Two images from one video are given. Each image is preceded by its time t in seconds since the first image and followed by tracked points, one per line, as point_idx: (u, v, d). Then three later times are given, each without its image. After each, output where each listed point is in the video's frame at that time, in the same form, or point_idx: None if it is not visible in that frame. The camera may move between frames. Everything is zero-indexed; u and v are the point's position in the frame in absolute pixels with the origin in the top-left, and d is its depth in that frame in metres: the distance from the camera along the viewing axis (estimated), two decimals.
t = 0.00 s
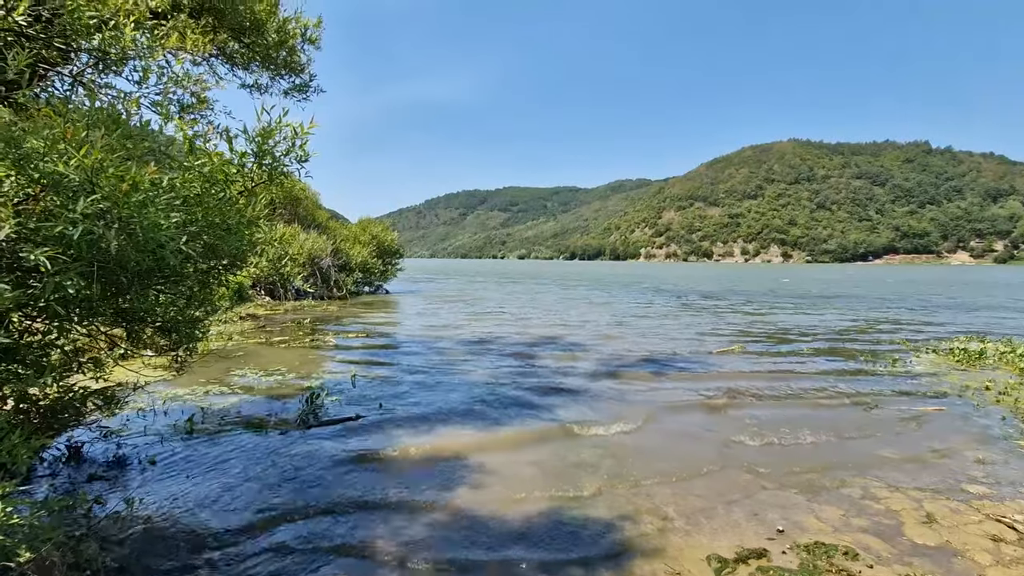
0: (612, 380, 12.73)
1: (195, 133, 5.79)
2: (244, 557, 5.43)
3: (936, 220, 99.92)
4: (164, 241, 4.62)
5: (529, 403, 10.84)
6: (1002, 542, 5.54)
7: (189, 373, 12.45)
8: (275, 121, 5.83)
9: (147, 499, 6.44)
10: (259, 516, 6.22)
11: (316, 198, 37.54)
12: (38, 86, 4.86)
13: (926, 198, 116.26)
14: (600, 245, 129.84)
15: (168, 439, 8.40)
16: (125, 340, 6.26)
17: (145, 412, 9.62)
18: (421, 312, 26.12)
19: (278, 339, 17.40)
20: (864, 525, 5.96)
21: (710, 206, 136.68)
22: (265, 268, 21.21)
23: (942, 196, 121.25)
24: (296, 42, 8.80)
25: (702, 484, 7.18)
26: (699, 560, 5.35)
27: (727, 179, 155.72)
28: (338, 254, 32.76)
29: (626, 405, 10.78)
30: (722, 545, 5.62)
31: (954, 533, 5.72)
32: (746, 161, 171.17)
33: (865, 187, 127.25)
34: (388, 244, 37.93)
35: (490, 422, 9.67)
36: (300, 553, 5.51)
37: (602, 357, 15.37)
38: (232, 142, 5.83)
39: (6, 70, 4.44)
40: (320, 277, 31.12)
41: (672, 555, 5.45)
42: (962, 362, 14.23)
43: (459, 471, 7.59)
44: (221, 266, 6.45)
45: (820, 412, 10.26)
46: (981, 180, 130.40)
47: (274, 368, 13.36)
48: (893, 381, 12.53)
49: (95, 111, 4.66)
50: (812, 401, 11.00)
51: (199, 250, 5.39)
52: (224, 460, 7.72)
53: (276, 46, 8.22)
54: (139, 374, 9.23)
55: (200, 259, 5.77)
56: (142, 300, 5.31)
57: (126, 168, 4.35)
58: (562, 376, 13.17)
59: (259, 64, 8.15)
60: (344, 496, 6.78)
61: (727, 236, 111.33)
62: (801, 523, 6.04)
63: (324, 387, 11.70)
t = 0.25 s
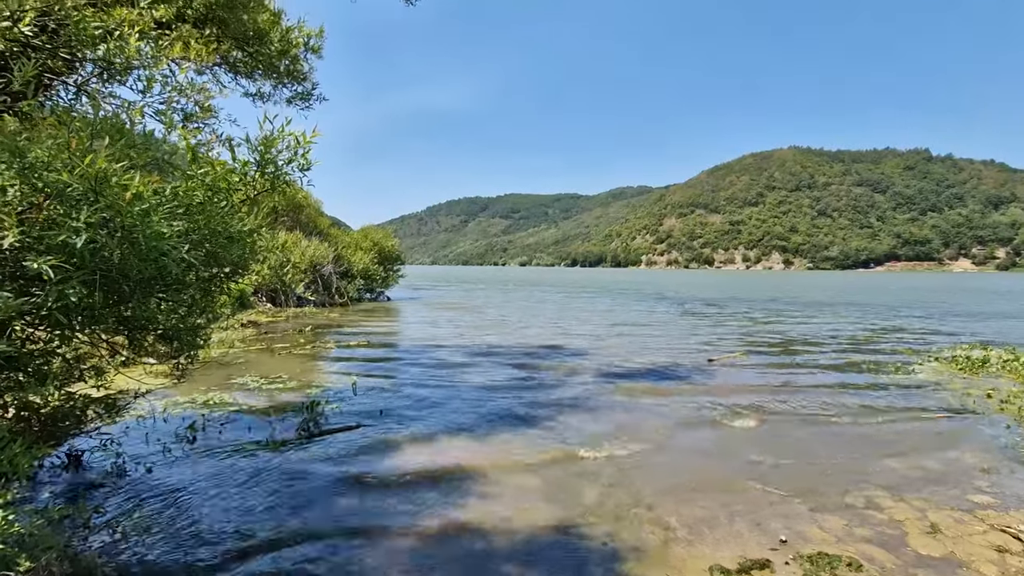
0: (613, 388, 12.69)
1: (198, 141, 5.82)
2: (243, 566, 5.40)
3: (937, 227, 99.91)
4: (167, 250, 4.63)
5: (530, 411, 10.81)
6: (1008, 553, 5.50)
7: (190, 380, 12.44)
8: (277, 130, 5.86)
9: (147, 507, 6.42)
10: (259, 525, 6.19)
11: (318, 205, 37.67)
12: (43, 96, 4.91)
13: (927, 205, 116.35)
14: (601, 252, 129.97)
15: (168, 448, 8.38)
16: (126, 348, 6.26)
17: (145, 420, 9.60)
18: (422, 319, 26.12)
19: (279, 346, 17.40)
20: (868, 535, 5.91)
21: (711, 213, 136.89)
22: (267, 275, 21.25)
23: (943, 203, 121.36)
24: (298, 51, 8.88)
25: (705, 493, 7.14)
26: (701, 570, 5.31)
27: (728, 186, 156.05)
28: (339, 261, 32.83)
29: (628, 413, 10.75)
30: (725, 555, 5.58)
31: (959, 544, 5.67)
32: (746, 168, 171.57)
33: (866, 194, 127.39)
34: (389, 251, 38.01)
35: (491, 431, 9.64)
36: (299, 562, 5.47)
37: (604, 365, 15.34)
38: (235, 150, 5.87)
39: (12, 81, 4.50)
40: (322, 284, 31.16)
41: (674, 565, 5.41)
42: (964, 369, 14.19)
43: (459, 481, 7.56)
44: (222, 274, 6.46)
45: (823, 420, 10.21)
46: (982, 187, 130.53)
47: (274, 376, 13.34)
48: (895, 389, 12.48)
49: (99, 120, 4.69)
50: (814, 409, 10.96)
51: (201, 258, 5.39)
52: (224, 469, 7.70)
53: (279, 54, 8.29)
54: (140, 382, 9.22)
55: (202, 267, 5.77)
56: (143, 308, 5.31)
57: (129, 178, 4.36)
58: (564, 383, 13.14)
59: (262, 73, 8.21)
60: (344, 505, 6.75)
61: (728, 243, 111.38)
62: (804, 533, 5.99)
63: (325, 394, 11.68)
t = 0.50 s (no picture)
0: (614, 393, 12.68)
1: (200, 147, 5.84)
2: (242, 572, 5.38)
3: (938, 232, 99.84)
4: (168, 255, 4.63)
5: (532, 416, 10.80)
6: (1011, 560, 5.46)
7: (191, 385, 12.44)
8: (280, 135, 5.88)
9: (146, 514, 6.39)
10: (258, 531, 6.17)
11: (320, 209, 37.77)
12: (47, 102, 4.94)
13: (928, 210, 116.43)
14: (602, 256, 130.17)
15: (169, 452, 8.38)
16: (126, 354, 6.26)
17: (146, 425, 9.61)
18: (423, 323, 26.11)
19: (280, 350, 17.41)
20: (870, 542, 5.88)
21: (712, 218, 137.00)
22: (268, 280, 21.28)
23: (944, 208, 121.36)
24: (301, 57, 8.92)
25: (706, 499, 7.11)
26: None
27: (729, 191, 156.20)
28: (341, 265, 32.90)
29: (629, 418, 10.73)
30: (726, 562, 5.56)
31: (962, 551, 5.64)
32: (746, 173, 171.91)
33: (867, 199, 127.41)
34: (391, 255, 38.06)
35: (492, 436, 9.62)
36: (299, 567, 5.45)
37: (605, 370, 15.31)
38: (237, 156, 5.88)
39: (16, 87, 4.54)
40: (323, 288, 31.22)
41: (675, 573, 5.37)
42: (966, 375, 14.16)
43: (460, 487, 7.53)
44: (225, 278, 6.47)
45: (825, 426, 10.18)
46: (983, 193, 130.55)
47: (275, 380, 13.34)
48: (897, 395, 12.44)
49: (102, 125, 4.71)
50: (816, 414, 10.92)
51: (202, 263, 5.40)
52: (224, 474, 7.68)
53: (282, 60, 8.35)
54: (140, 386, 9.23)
55: (203, 271, 5.78)
56: (145, 312, 5.31)
57: (130, 183, 4.37)
58: (565, 388, 13.12)
59: (265, 78, 8.25)
60: (345, 513, 6.70)
61: (729, 248, 111.51)
62: (806, 540, 5.97)
63: (325, 399, 11.68)
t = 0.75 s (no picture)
0: (616, 400, 12.66)
1: (204, 154, 5.88)
2: None
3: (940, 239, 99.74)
4: (171, 262, 4.66)
5: (533, 423, 10.78)
6: (1015, 570, 5.43)
7: (192, 391, 12.44)
8: (283, 143, 5.92)
9: (147, 520, 6.39)
10: (259, 538, 6.16)
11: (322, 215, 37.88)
12: (53, 110, 4.98)
13: (930, 217, 116.39)
14: (603, 262, 130.21)
15: (170, 458, 8.38)
16: (129, 360, 6.28)
17: (147, 430, 9.61)
18: (425, 329, 26.13)
19: (281, 356, 17.41)
20: (873, 551, 5.85)
21: (713, 224, 137.03)
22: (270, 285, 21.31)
23: (946, 214, 121.30)
24: (305, 65, 8.98)
25: (708, 507, 7.08)
26: None
27: (730, 196, 156.30)
28: (342, 270, 32.96)
29: (630, 425, 10.71)
30: (728, 570, 5.53)
31: (966, 560, 5.61)
32: (748, 179, 172.11)
33: (869, 205, 127.39)
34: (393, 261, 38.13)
35: (493, 443, 9.60)
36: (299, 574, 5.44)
37: (606, 376, 15.29)
38: (241, 163, 5.92)
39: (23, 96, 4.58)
40: (325, 293, 31.27)
41: None
42: (969, 382, 14.13)
43: (460, 494, 7.52)
44: (227, 285, 6.50)
45: (827, 433, 10.15)
46: (985, 199, 130.49)
47: (277, 386, 13.35)
48: (900, 402, 12.40)
49: (107, 133, 4.75)
50: (818, 422, 10.90)
51: (204, 269, 5.43)
52: (225, 481, 7.68)
53: (286, 68, 8.40)
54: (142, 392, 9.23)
55: (206, 278, 5.81)
56: (148, 319, 5.34)
57: (135, 191, 4.41)
58: (566, 395, 13.10)
59: (268, 86, 8.31)
60: (346, 519, 6.70)
61: (731, 254, 111.47)
62: (809, 549, 5.94)
63: (327, 405, 11.67)
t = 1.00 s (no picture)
0: (617, 405, 12.63)
1: (207, 160, 5.91)
2: None
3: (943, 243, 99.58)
4: (173, 269, 4.67)
5: (534, 428, 10.76)
6: None
7: (194, 397, 12.45)
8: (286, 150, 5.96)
9: (147, 525, 6.38)
10: (259, 543, 6.15)
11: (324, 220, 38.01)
12: (57, 116, 5.00)
13: (932, 221, 116.30)
14: (605, 267, 130.27)
15: (170, 464, 8.38)
16: (130, 366, 6.29)
17: (148, 436, 9.60)
18: (426, 334, 26.14)
19: (283, 361, 17.43)
20: (876, 559, 5.82)
21: (715, 228, 137.03)
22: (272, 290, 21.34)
23: (948, 219, 121.18)
24: (308, 72, 9.04)
25: (710, 514, 7.05)
26: None
27: (732, 201, 156.36)
28: (344, 275, 33.02)
29: (632, 431, 10.68)
30: None
31: (970, 569, 5.57)
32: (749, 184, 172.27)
33: (870, 210, 127.33)
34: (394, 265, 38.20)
35: (494, 448, 9.58)
36: None
37: (608, 382, 15.27)
38: (244, 169, 5.94)
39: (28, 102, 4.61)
40: (327, 298, 31.33)
41: None
42: (972, 388, 14.06)
43: (461, 500, 7.50)
44: (229, 290, 6.51)
45: (830, 439, 10.11)
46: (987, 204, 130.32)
47: (278, 391, 13.35)
48: (903, 408, 12.34)
49: (111, 140, 4.77)
50: (820, 427, 10.87)
51: (206, 276, 5.44)
52: (226, 486, 7.66)
53: (289, 75, 8.44)
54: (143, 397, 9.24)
55: (209, 284, 5.82)
56: (150, 325, 5.35)
57: (138, 198, 4.42)
58: (568, 400, 13.08)
59: (271, 93, 8.36)
60: (347, 525, 6.68)
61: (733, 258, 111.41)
62: (812, 556, 5.91)
63: (328, 411, 11.66)
